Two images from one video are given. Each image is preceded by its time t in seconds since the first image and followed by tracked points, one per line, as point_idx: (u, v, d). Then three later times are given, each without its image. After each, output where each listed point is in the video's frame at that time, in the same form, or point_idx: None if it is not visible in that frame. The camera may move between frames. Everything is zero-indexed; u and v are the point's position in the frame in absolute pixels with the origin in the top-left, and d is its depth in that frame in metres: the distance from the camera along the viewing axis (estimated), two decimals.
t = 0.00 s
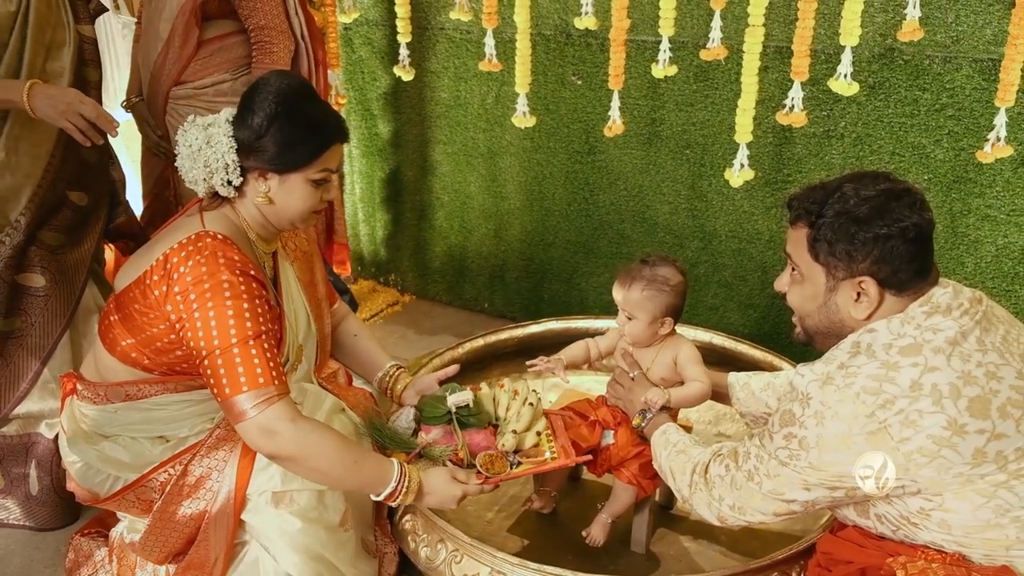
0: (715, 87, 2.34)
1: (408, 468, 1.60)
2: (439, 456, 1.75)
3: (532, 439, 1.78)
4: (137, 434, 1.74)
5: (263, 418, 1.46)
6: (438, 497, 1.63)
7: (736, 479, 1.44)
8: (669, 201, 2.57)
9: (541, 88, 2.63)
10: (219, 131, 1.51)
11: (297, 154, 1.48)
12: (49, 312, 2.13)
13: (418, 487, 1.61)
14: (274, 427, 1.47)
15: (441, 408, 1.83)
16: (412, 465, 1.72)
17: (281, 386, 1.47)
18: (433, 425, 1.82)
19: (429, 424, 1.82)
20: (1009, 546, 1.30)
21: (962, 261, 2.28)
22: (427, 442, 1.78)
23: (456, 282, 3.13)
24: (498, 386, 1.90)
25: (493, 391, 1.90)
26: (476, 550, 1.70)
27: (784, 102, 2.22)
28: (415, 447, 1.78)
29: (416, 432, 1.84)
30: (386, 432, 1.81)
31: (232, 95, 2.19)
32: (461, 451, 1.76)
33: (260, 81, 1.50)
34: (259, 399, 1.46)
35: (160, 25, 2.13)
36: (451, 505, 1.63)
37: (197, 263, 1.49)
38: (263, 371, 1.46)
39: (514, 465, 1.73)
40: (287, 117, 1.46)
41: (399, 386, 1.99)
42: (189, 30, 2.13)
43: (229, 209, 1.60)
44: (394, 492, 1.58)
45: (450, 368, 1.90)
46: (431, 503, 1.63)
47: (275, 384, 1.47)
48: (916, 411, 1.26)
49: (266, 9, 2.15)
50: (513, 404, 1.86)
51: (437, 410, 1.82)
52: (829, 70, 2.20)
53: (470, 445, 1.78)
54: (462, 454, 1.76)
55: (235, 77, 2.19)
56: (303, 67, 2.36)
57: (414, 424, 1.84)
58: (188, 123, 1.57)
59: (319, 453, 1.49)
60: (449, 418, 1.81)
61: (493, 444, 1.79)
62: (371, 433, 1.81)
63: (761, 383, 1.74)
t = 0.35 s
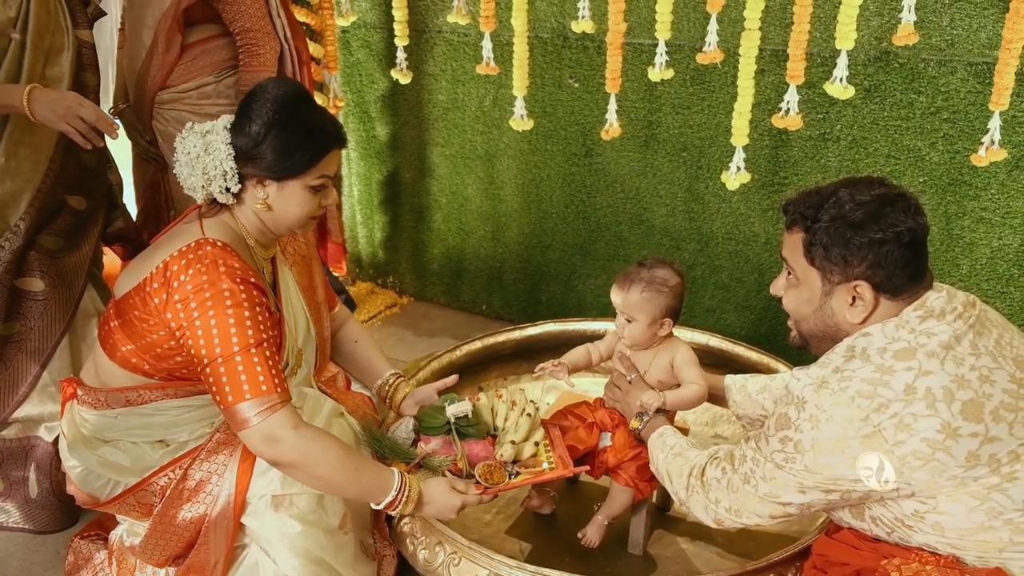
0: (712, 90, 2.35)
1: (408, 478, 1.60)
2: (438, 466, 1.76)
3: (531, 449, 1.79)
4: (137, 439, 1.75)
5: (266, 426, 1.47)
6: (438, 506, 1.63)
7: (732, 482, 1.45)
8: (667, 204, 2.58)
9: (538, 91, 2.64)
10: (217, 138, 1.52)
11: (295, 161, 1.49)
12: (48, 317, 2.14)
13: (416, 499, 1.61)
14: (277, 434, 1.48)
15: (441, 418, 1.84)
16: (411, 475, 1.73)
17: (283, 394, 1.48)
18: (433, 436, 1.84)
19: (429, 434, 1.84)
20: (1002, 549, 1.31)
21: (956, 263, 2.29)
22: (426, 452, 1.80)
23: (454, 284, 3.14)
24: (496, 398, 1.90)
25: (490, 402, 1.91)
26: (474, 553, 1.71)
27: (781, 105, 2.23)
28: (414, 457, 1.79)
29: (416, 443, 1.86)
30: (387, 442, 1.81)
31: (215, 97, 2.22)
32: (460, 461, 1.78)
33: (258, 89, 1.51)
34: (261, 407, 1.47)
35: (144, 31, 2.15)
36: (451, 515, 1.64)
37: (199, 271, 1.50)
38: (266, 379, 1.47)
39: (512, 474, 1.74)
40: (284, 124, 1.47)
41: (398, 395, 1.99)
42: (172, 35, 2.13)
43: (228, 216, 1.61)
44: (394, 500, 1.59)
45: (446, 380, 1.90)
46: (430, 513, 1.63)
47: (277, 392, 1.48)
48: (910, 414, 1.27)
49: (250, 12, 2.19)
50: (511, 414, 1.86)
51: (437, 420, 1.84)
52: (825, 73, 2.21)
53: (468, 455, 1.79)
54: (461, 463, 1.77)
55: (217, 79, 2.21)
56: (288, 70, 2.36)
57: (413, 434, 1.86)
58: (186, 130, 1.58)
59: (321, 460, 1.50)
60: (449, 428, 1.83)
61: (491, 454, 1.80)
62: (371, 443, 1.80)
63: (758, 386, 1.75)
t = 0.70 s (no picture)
0: (709, 93, 2.36)
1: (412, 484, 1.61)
2: (439, 472, 1.77)
3: (532, 456, 1.80)
4: (138, 444, 1.76)
5: (272, 432, 1.48)
6: (439, 513, 1.64)
7: (730, 486, 1.45)
8: (664, 207, 2.59)
9: (537, 95, 2.64)
10: (216, 145, 1.53)
11: (295, 166, 1.49)
12: (48, 320, 2.14)
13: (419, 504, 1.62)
14: (281, 441, 1.49)
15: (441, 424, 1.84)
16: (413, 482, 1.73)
17: (288, 401, 1.49)
18: (433, 442, 1.83)
19: (429, 440, 1.84)
20: (997, 551, 1.32)
21: (952, 265, 2.30)
22: (427, 459, 1.79)
23: (452, 287, 3.15)
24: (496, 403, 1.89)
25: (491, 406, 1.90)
26: (473, 556, 1.72)
27: (777, 109, 2.24)
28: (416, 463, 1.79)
29: (416, 449, 1.85)
30: (388, 449, 1.81)
31: (179, 100, 2.37)
32: (460, 468, 1.77)
33: (258, 95, 1.52)
34: (266, 414, 1.47)
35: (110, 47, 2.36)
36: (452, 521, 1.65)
37: (203, 279, 1.50)
38: (270, 387, 1.48)
39: (512, 480, 1.74)
40: (284, 130, 1.48)
41: (399, 400, 1.98)
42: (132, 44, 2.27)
43: (229, 222, 1.61)
44: (397, 506, 1.59)
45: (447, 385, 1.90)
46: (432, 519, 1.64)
47: (282, 399, 1.48)
48: (905, 417, 1.27)
49: (204, 13, 2.30)
50: (512, 420, 1.86)
51: (437, 427, 1.84)
52: (822, 76, 2.22)
53: (469, 462, 1.79)
54: (462, 470, 1.77)
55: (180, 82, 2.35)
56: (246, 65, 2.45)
57: (414, 440, 1.85)
58: (186, 137, 1.59)
59: (326, 467, 1.51)
60: (449, 434, 1.82)
61: (492, 461, 1.79)
62: (372, 448, 1.80)
63: (755, 389, 1.76)
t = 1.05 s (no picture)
0: (706, 96, 2.37)
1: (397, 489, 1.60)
2: (428, 476, 1.77)
3: (524, 458, 1.78)
4: (133, 446, 1.76)
5: (252, 437, 1.48)
6: (427, 518, 1.63)
7: (729, 491, 1.46)
8: (661, 209, 2.60)
9: (534, 97, 2.65)
10: (216, 148, 1.52)
11: (294, 170, 1.49)
12: (48, 324, 2.15)
13: (405, 509, 1.61)
14: (262, 447, 1.49)
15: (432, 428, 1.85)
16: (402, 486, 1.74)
17: (272, 406, 1.49)
18: (424, 445, 1.83)
19: (421, 444, 1.84)
20: (996, 554, 1.32)
21: (948, 267, 2.31)
22: (417, 462, 1.80)
23: (450, 288, 3.15)
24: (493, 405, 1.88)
25: (488, 408, 1.89)
26: (472, 559, 1.72)
27: (775, 111, 2.24)
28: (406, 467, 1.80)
29: (408, 453, 1.85)
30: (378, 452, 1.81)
31: (134, 95, 2.35)
32: (451, 471, 1.77)
33: (258, 98, 1.52)
34: (250, 418, 1.47)
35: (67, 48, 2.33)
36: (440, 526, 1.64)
37: (195, 281, 1.51)
38: (255, 391, 1.48)
39: (503, 483, 1.73)
40: (284, 134, 1.48)
41: (396, 404, 1.98)
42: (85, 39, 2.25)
43: (228, 225, 1.62)
44: (381, 512, 1.59)
45: (445, 388, 1.89)
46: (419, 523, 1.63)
47: (266, 404, 1.48)
48: (905, 423, 1.28)
49: None
50: (506, 422, 1.84)
51: (427, 430, 1.84)
52: (818, 79, 2.23)
53: (460, 465, 1.78)
54: (452, 473, 1.77)
55: (127, 71, 2.33)
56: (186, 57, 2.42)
57: (407, 443, 1.85)
58: (185, 140, 1.59)
59: (307, 473, 1.50)
60: (440, 437, 1.83)
61: (483, 463, 1.78)
62: (365, 453, 1.81)
63: (749, 390, 1.76)
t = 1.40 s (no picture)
0: (704, 97, 2.37)
1: (371, 497, 1.59)
2: (411, 484, 1.73)
3: (511, 469, 1.73)
4: (125, 443, 1.75)
5: (225, 440, 1.49)
6: (402, 527, 1.62)
7: (729, 492, 1.46)
8: (660, 209, 2.60)
9: (533, 98, 2.65)
10: (214, 150, 1.52)
11: (290, 172, 1.49)
12: (50, 326, 2.15)
13: (379, 521, 1.60)
14: (233, 450, 1.49)
15: (421, 433, 1.78)
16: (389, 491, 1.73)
17: (247, 410, 1.49)
18: (410, 451, 1.78)
19: (407, 450, 1.79)
20: (995, 556, 1.33)
21: (946, 268, 2.32)
22: (401, 469, 1.76)
23: (448, 289, 3.15)
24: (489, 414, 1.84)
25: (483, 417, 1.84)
26: (471, 561, 1.72)
27: (773, 113, 2.25)
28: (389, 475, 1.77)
29: (396, 459, 1.82)
30: (364, 456, 1.79)
31: (106, 89, 2.33)
32: (434, 480, 1.73)
33: (255, 100, 1.52)
34: (224, 420, 1.48)
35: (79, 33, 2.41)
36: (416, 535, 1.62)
37: (182, 280, 1.52)
38: (232, 393, 1.48)
39: (487, 496, 1.69)
40: (281, 136, 1.48)
41: (392, 410, 1.97)
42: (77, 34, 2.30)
43: (223, 226, 1.62)
44: (356, 519, 1.57)
45: (441, 395, 1.88)
46: (394, 532, 1.62)
47: (241, 407, 1.49)
48: (905, 425, 1.28)
49: None
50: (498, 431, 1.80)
51: (415, 437, 1.78)
52: (816, 80, 2.23)
53: (445, 474, 1.73)
54: (435, 483, 1.72)
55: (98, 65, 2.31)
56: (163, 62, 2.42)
57: (395, 449, 1.82)
58: (184, 143, 1.59)
59: (278, 478, 1.50)
60: (427, 444, 1.77)
61: (469, 474, 1.73)
62: (350, 457, 1.79)
63: (750, 390, 1.77)
